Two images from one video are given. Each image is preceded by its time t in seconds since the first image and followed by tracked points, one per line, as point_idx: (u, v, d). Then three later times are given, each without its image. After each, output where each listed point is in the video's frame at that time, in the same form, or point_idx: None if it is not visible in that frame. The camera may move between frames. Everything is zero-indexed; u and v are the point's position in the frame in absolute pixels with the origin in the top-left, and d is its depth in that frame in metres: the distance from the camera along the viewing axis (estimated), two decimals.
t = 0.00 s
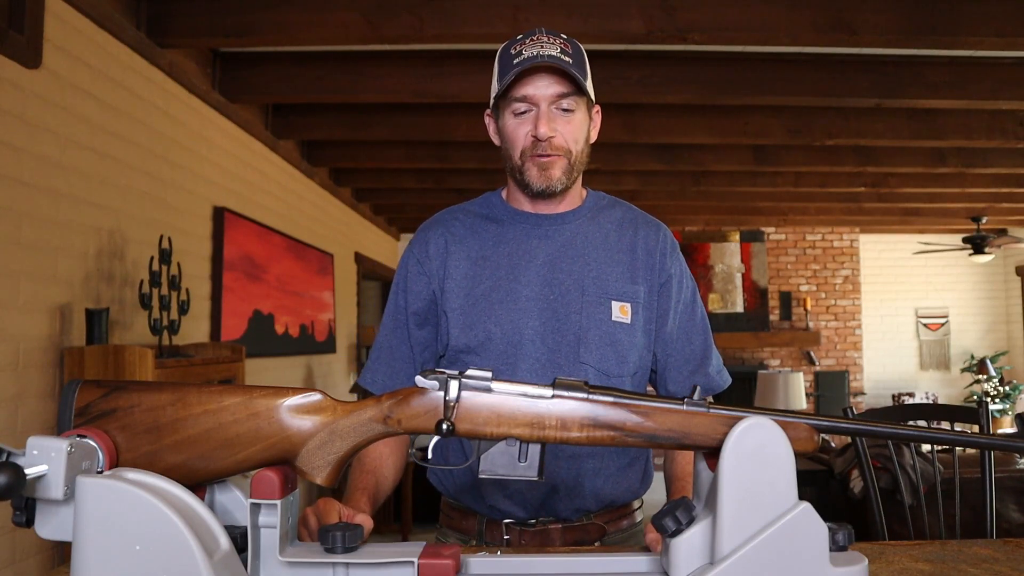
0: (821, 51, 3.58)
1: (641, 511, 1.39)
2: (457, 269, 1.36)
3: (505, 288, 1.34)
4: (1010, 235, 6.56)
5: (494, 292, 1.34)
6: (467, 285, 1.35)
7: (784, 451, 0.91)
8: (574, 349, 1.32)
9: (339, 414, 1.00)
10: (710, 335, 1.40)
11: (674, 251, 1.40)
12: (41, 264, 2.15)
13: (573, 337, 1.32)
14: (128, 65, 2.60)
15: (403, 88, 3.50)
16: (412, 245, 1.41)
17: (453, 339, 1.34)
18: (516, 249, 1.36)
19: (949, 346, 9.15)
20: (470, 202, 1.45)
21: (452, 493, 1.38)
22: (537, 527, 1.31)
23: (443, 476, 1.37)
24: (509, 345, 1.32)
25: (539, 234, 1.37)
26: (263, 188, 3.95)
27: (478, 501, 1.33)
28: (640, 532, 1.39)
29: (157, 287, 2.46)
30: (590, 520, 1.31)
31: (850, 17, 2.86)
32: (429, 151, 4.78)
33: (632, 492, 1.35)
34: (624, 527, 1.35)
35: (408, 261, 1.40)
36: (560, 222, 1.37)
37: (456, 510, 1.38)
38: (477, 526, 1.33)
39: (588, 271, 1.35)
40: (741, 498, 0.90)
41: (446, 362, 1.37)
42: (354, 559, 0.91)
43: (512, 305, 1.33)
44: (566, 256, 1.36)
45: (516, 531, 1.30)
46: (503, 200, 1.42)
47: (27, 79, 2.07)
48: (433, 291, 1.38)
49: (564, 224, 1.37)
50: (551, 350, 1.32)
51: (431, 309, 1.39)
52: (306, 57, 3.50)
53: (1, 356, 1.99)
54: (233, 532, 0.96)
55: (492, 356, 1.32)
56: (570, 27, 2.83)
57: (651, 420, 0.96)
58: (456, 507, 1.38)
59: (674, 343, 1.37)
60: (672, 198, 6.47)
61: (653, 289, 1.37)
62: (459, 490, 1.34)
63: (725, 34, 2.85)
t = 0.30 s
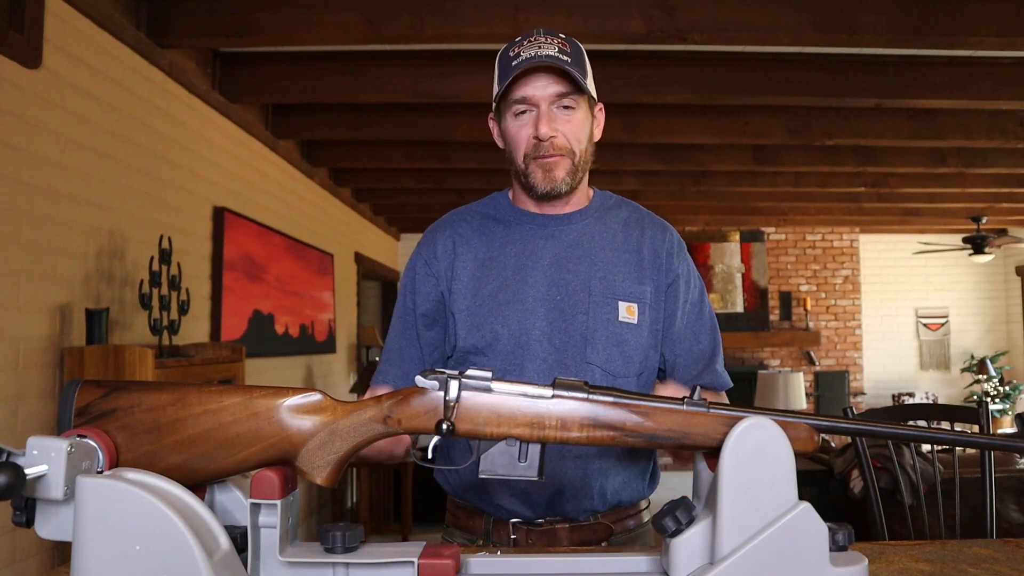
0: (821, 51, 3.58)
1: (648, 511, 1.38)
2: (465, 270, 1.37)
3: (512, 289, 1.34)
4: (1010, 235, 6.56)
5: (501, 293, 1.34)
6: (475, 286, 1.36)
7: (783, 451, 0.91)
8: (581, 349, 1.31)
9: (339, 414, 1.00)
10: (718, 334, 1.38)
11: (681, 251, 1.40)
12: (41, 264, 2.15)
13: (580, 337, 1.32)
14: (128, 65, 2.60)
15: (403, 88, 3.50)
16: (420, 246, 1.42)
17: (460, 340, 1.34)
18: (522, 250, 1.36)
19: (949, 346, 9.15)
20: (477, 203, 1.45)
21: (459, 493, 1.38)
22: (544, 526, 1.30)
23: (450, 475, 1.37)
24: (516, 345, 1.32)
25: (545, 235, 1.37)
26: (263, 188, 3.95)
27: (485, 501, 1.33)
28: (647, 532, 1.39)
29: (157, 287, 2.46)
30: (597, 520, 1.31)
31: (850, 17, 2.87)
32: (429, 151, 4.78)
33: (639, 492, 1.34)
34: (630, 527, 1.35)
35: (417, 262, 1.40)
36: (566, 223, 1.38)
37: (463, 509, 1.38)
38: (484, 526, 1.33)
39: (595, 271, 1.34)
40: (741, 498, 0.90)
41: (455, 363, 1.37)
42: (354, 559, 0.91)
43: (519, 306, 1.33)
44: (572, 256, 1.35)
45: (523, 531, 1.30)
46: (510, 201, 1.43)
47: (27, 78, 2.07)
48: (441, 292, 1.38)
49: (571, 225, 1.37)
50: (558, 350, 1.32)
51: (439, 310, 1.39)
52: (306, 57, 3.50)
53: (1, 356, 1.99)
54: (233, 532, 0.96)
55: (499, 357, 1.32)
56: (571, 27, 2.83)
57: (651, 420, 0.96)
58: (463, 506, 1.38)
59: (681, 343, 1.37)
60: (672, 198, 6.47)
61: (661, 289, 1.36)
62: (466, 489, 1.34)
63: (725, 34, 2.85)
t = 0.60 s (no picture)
0: (821, 51, 3.58)
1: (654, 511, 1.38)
2: (471, 268, 1.37)
3: (518, 286, 1.34)
4: (1010, 235, 6.56)
5: (508, 290, 1.34)
6: (482, 284, 1.36)
7: (783, 451, 0.91)
8: (588, 345, 1.32)
9: (339, 414, 1.00)
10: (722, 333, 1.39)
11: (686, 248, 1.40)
12: (41, 264, 2.15)
13: (587, 334, 1.32)
14: (128, 65, 2.60)
15: (403, 88, 3.50)
16: (427, 245, 1.42)
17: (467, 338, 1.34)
18: (529, 248, 1.36)
19: (949, 346, 9.15)
20: (483, 202, 1.45)
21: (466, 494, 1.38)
22: (552, 526, 1.30)
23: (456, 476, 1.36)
24: (523, 342, 1.32)
25: (551, 232, 1.37)
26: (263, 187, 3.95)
27: (492, 500, 1.33)
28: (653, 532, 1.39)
29: (157, 287, 2.46)
30: (604, 519, 1.31)
31: (850, 17, 2.87)
32: (429, 151, 4.78)
33: (645, 491, 1.34)
34: (637, 528, 1.35)
35: (423, 261, 1.41)
36: (572, 221, 1.37)
37: (469, 510, 1.38)
38: (491, 526, 1.33)
39: (601, 268, 1.35)
40: (741, 498, 0.90)
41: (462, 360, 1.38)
42: (354, 559, 0.91)
43: (526, 303, 1.33)
44: (578, 253, 1.36)
45: (532, 530, 1.31)
46: (515, 200, 1.43)
47: (27, 78, 2.07)
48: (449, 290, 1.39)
49: (577, 223, 1.37)
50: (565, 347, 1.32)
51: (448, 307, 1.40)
52: (306, 57, 3.50)
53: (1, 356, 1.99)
54: (233, 532, 0.96)
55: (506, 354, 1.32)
56: (571, 27, 2.83)
57: (651, 420, 0.96)
58: (469, 507, 1.38)
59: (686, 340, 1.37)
60: (672, 198, 6.47)
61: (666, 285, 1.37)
62: (473, 489, 1.34)
63: (725, 34, 2.85)
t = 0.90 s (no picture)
0: (821, 51, 3.58)
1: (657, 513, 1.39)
2: (470, 276, 1.37)
3: (518, 294, 1.34)
4: (1010, 235, 6.56)
5: (507, 298, 1.34)
6: (481, 291, 1.36)
7: (783, 451, 0.91)
8: (589, 352, 1.31)
9: (339, 414, 1.00)
10: (722, 338, 1.39)
11: (689, 251, 1.40)
12: (41, 264, 2.15)
13: (588, 342, 1.32)
14: (128, 65, 2.60)
15: (403, 88, 3.50)
16: (426, 253, 1.43)
17: (468, 346, 1.35)
18: (528, 254, 1.36)
19: (949, 346, 9.15)
20: (483, 206, 1.46)
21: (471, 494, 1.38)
22: (556, 528, 1.30)
23: (462, 478, 1.37)
24: (524, 350, 1.32)
25: (551, 238, 1.37)
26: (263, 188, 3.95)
27: (497, 502, 1.33)
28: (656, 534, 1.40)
29: (157, 287, 2.46)
30: (609, 522, 1.32)
31: (850, 17, 2.87)
32: (429, 151, 4.78)
33: (648, 494, 1.36)
34: (640, 529, 1.35)
35: (423, 269, 1.42)
36: (572, 225, 1.38)
37: (474, 511, 1.38)
38: (496, 527, 1.33)
39: (601, 274, 1.34)
40: (742, 497, 0.90)
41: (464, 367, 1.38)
42: (354, 558, 0.91)
43: (526, 310, 1.33)
44: (578, 259, 1.35)
45: (536, 533, 1.31)
46: (515, 203, 1.43)
47: (27, 78, 2.07)
48: (449, 298, 1.40)
49: (577, 226, 1.37)
50: (566, 354, 1.32)
51: (448, 315, 1.41)
52: (306, 57, 3.50)
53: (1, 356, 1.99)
54: (233, 532, 0.96)
55: (507, 361, 1.33)
56: (571, 27, 2.82)
57: (651, 420, 0.96)
58: (474, 509, 1.38)
59: (688, 344, 1.37)
60: (672, 198, 6.47)
61: (669, 289, 1.36)
62: (479, 491, 1.34)
63: (725, 34, 2.85)
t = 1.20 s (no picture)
0: (821, 51, 3.58)
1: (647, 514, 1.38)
2: (454, 276, 1.38)
3: (501, 294, 1.34)
4: (1010, 235, 6.56)
5: (491, 298, 1.34)
6: (464, 291, 1.36)
7: (784, 451, 0.91)
8: (574, 351, 1.31)
9: (339, 414, 1.00)
10: (713, 336, 1.38)
11: (676, 247, 1.39)
12: (40, 264, 2.15)
13: (573, 341, 1.31)
14: (128, 65, 2.60)
15: (403, 88, 3.50)
16: (411, 253, 1.44)
17: (453, 347, 1.35)
18: (512, 253, 1.36)
19: (949, 346, 9.15)
20: (467, 205, 1.46)
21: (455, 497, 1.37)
22: (541, 531, 1.29)
23: (447, 479, 1.37)
24: (508, 350, 1.32)
25: (536, 237, 1.37)
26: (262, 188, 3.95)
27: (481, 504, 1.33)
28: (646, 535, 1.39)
29: (157, 287, 2.46)
30: (595, 525, 1.30)
31: (850, 17, 2.87)
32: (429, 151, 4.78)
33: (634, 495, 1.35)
34: (629, 530, 1.35)
35: (408, 270, 1.43)
36: (556, 223, 1.38)
37: (460, 514, 1.37)
38: (481, 530, 1.33)
39: (586, 273, 1.34)
40: (742, 497, 0.90)
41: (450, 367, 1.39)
42: (354, 559, 0.91)
43: (510, 311, 1.33)
44: (562, 258, 1.35)
45: (521, 534, 1.30)
46: (499, 203, 1.43)
47: (27, 79, 2.07)
48: (434, 299, 1.40)
49: (561, 224, 1.37)
50: (551, 354, 1.32)
51: (433, 316, 1.41)
52: (306, 57, 3.50)
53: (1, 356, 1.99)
54: (233, 532, 0.96)
55: (492, 362, 1.32)
56: (570, 27, 2.82)
57: (651, 420, 0.96)
58: (460, 510, 1.37)
59: (677, 342, 1.36)
60: (672, 198, 6.47)
61: (655, 287, 1.36)
62: (463, 491, 1.35)
63: (725, 34, 2.85)
